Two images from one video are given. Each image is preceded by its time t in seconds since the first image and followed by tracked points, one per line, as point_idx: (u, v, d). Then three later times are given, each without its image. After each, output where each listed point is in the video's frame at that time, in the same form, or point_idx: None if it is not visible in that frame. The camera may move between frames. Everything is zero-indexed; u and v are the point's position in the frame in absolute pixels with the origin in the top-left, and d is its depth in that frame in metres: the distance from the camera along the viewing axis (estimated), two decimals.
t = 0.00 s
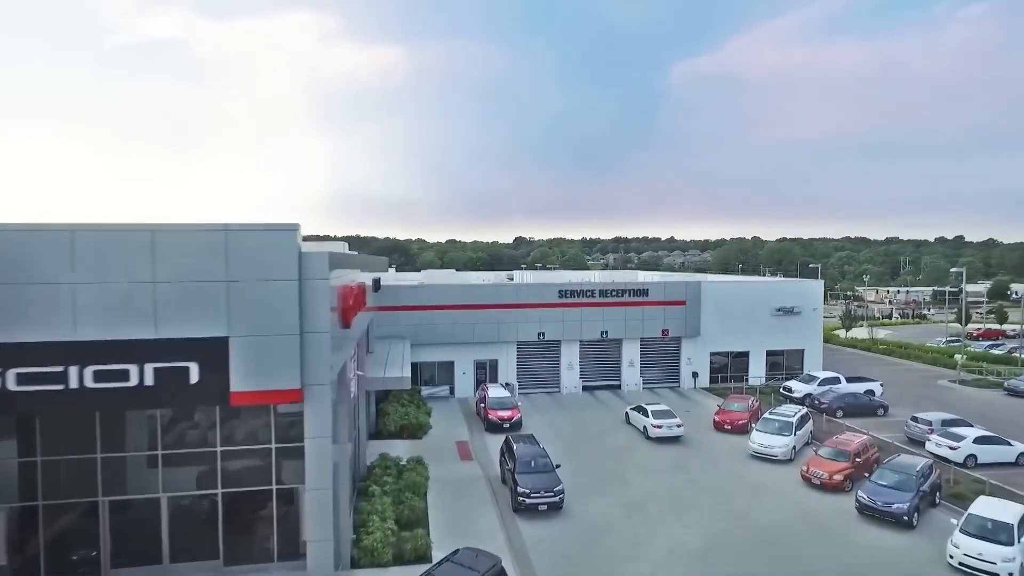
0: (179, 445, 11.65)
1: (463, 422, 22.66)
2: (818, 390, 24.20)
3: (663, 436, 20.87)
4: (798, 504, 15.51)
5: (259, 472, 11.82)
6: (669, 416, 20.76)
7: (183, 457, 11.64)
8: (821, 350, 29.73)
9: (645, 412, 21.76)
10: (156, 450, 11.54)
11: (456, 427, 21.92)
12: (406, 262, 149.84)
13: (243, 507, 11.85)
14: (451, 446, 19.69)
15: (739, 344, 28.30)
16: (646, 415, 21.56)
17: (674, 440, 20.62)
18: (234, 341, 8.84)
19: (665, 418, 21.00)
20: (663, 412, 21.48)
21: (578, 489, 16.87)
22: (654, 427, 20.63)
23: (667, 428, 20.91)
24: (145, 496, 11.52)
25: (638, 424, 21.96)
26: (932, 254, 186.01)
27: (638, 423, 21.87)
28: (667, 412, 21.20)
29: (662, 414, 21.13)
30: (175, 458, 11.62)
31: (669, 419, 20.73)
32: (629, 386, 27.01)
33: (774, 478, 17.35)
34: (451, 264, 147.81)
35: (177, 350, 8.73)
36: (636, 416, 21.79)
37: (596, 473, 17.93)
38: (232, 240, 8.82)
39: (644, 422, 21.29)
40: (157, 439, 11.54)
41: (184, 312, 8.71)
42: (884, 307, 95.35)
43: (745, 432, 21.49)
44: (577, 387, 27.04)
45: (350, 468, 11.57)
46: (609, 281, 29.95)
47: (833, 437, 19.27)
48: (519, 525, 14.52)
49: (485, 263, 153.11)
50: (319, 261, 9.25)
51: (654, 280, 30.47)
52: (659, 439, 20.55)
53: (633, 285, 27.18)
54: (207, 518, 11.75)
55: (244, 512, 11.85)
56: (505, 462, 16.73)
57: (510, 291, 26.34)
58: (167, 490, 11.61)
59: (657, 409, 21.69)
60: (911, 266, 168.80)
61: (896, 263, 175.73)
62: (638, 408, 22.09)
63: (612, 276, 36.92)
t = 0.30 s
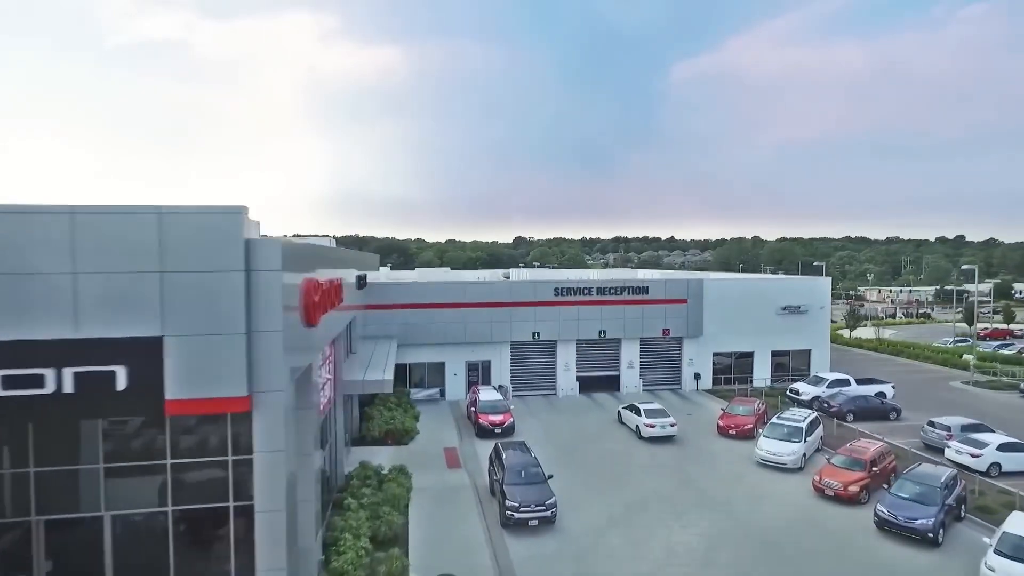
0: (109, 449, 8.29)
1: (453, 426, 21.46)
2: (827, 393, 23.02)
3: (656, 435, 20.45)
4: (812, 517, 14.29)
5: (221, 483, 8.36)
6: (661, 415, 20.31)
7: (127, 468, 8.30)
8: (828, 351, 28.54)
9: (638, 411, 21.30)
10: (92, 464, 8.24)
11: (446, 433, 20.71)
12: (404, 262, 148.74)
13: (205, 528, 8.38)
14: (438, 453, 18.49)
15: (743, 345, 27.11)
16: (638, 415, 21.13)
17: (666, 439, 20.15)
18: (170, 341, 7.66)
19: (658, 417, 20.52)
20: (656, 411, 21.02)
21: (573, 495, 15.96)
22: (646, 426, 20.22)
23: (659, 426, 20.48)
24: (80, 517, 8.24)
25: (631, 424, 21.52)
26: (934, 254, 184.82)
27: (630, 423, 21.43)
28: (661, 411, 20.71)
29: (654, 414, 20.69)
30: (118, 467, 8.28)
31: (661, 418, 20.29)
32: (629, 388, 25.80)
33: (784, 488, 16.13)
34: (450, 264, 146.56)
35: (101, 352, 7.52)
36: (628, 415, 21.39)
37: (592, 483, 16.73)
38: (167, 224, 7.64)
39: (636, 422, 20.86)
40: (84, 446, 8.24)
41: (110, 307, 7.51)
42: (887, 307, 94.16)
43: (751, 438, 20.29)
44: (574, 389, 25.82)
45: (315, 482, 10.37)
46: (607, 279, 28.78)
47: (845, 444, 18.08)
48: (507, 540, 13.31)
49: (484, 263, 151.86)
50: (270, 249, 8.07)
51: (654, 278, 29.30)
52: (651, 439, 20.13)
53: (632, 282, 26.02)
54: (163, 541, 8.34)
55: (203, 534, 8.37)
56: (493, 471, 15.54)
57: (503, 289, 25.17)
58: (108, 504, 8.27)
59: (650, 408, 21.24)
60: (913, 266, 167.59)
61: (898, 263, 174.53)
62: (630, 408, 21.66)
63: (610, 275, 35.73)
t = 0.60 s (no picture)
0: (66, 457, 6.97)
1: (441, 430, 20.28)
2: (837, 395, 21.83)
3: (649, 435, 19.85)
4: (824, 531, 13.12)
5: (168, 499, 7.19)
6: (653, 414, 19.73)
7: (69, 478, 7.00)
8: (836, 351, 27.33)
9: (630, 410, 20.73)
10: (32, 476, 6.92)
11: (433, 437, 19.54)
12: (404, 261, 147.49)
13: (154, 550, 7.22)
14: (424, 459, 17.32)
15: (747, 344, 25.92)
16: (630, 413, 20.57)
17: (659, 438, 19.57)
18: (80, 337, 6.49)
19: (650, 416, 19.92)
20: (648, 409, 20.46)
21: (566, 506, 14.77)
22: (638, 425, 19.65)
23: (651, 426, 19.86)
24: (2, 536, 6.88)
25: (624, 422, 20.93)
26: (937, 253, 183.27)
27: (622, 421, 20.85)
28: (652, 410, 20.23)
29: (647, 412, 20.13)
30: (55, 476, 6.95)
31: (653, 416, 19.70)
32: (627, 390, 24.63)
33: (794, 499, 14.95)
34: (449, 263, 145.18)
35: (2, 352, 6.36)
36: (620, 414, 20.84)
37: (586, 493, 15.52)
38: (81, 201, 6.50)
39: (629, 421, 20.27)
40: (25, 455, 6.90)
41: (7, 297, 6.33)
42: (892, 307, 92.79)
43: (757, 443, 19.09)
44: (570, 390, 24.64)
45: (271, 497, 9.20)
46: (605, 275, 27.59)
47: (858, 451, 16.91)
48: (492, 559, 12.11)
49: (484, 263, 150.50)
50: (203, 231, 6.92)
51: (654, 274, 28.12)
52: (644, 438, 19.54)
53: (631, 279, 24.86)
54: (99, 568, 7.09)
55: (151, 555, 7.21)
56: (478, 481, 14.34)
57: (496, 286, 24.01)
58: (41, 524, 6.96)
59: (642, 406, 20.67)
60: (916, 266, 166.20)
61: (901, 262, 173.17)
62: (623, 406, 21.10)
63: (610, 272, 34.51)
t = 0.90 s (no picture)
0: None
1: (430, 435, 19.11)
2: (848, 399, 20.63)
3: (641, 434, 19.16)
4: (842, 549, 11.92)
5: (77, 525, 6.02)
6: (648, 414, 19.04)
7: None
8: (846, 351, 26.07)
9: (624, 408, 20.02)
10: None
11: (420, 442, 18.39)
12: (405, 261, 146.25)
13: None
14: (408, 467, 16.14)
15: (753, 344, 24.71)
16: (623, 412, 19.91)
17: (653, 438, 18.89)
18: None
19: (645, 416, 19.22)
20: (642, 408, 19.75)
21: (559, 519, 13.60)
22: (632, 424, 18.93)
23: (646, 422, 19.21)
24: None
25: (616, 421, 20.25)
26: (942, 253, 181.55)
27: (614, 419, 20.18)
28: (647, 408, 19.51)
29: (641, 412, 19.42)
30: None
31: (649, 416, 19.01)
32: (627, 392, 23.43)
33: (807, 512, 13.76)
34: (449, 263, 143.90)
35: None
36: (613, 412, 20.17)
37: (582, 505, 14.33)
38: None
39: (622, 420, 19.54)
40: None
41: None
42: (897, 307, 91.32)
43: (765, 449, 17.88)
44: (567, 393, 23.31)
45: (215, 517, 8.08)
46: (604, 272, 26.39)
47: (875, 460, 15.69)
48: None
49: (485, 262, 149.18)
50: (109, 204, 5.77)
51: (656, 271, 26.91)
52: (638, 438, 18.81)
53: (631, 275, 23.66)
54: None
55: None
56: (462, 494, 13.17)
57: (489, 282, 22.85)
58: None
59: (637, 405, 19.94)
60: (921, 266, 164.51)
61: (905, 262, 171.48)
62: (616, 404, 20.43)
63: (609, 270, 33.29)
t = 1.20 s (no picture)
0: None
1: (415, 440, 17.98)
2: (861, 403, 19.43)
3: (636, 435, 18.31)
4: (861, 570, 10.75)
5: None
6: (642, 413, 18.23)
7: None
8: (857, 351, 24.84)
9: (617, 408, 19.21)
10: None
11: (405, 448, 17.26)
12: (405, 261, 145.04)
13: None
14: (389, 475, 15.01)
15: (759, 344, 23.52)
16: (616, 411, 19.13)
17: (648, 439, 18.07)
18: None
19: (639, 415, 18.40)
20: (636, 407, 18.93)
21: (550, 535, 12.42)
22: (625, 424, 18.12)
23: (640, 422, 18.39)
24: None
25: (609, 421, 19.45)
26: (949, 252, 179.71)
27: (608, 420, 19.38)
28: (641, 408, 18.69)
29: (635, 411, 18.58)
30: None
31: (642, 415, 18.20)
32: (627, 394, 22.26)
33: (821, 527, 12.58)
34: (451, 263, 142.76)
35: None
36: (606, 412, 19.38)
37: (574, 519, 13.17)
38: None
39: (615, 420, 18.73)
40: None
41: None
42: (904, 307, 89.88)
43: (774, 456, 16.65)
44: (563, 395, 22.24)
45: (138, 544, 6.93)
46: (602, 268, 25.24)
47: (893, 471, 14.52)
48: None
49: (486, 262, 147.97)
50: None
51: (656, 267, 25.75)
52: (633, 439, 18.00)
53: (630, 271, 22.51)
54: None
55: None
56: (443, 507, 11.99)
57: (480, 279, 21.72)
58: None
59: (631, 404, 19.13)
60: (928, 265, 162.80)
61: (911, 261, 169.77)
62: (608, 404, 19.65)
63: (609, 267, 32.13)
